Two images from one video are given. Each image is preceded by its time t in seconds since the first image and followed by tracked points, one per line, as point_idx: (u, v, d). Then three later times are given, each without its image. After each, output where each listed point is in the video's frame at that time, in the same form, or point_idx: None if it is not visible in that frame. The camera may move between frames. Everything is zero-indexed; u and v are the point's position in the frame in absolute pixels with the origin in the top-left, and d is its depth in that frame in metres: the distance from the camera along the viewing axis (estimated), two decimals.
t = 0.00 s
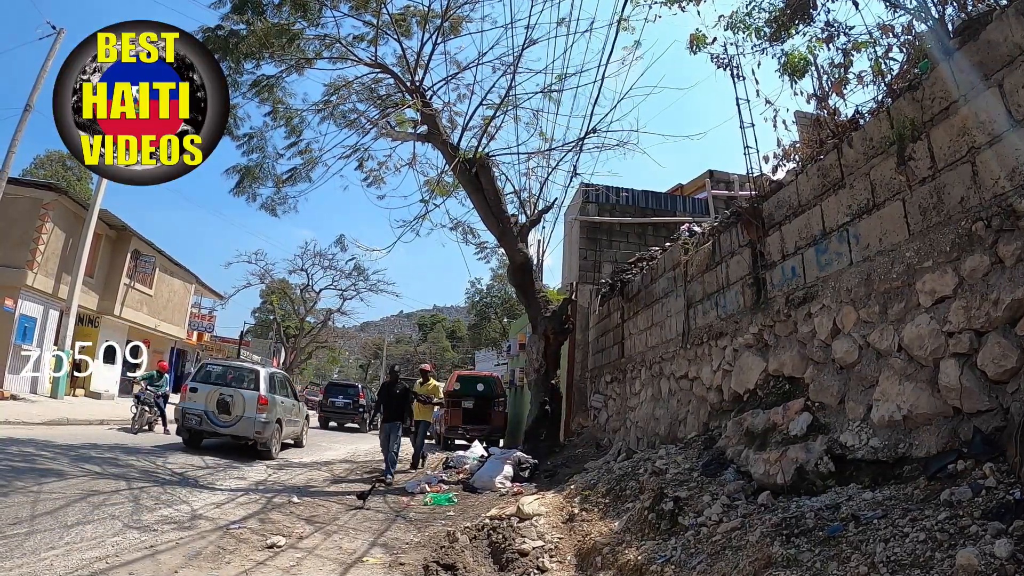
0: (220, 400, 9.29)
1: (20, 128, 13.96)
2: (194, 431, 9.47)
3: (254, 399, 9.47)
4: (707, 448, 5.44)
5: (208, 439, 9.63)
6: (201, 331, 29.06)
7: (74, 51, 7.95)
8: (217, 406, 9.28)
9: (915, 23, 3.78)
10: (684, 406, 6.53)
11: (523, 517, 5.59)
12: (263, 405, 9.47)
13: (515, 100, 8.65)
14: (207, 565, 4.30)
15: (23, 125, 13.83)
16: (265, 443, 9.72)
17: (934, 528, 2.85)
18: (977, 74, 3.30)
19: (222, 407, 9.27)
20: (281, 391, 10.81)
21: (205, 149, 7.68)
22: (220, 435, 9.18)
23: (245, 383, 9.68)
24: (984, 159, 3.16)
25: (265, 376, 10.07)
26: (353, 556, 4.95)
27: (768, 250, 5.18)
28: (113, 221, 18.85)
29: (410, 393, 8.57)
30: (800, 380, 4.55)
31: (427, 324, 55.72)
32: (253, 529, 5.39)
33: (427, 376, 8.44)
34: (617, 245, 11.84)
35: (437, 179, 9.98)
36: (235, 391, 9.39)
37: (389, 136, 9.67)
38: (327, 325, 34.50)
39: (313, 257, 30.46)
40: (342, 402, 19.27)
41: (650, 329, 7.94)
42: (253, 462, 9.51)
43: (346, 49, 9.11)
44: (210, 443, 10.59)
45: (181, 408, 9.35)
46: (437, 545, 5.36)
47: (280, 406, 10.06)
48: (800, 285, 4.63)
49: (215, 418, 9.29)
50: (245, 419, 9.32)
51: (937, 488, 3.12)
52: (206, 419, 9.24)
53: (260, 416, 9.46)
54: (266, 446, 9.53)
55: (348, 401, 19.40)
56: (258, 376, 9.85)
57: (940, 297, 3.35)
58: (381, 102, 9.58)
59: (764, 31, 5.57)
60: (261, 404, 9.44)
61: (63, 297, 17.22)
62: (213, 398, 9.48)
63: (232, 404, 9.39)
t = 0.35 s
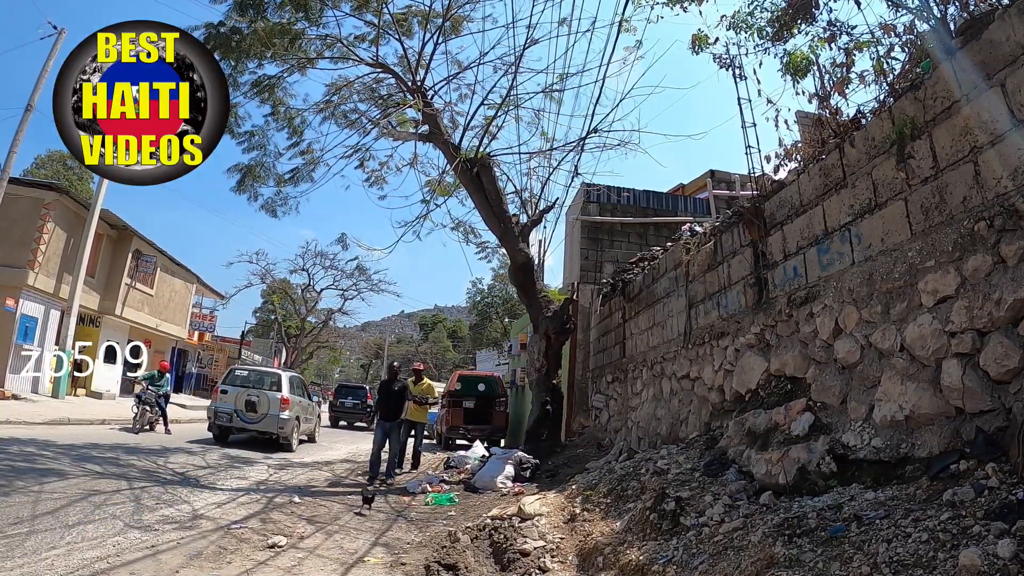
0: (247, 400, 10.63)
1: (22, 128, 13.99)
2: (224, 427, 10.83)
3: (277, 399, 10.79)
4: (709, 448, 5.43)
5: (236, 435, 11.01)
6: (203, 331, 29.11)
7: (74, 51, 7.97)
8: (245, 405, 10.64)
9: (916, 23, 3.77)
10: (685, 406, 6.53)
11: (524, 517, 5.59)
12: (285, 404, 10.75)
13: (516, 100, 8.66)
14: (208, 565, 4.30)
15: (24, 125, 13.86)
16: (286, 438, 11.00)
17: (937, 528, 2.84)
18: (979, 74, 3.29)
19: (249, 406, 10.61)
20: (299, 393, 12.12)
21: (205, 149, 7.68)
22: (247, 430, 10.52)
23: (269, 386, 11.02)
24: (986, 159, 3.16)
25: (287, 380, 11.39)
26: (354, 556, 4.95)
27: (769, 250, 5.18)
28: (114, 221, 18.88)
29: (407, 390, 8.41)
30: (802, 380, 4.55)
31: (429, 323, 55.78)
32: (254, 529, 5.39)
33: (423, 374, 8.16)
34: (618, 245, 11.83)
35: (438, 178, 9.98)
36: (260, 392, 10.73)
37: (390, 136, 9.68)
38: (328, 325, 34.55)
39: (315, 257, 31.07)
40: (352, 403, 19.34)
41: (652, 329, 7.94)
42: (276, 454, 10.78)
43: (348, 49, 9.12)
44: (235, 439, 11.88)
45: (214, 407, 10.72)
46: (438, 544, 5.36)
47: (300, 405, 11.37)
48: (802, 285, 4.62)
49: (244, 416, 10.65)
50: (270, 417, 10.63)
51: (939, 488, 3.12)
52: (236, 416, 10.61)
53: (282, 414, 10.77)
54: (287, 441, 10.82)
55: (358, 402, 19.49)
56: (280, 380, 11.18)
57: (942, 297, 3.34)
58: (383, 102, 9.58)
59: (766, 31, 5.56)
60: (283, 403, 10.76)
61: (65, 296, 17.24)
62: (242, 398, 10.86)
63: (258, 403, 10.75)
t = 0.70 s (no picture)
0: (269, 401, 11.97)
1: (23, 128, 14.00)
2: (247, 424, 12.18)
3: (296, 400, 12.11)
4: (711, 448, 5.43)
5: (258, 431, 12.33)
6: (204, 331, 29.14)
7: (74, 51, 7.98)
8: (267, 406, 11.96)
9: (918, 22, 3.76)
10: (687, 406, 6.52)
11: (525, 518, 5.59)
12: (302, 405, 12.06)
13: (517, 100, 8.66)
14: (209, 566, 4.29)
15: (25, 125, 13.87)
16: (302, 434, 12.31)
17: (939, 528, 2.83)
18: (981, 73, 3.28)
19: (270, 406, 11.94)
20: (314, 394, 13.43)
21: (205, 149, 7.67)
22: (269, 427, 11.85)
23: (287, 388, 12.36)
24: (988, 159, 3.15)
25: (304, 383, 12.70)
26: (355, 556, 4.95)
27: (771, 250, 5.17)
28: (115, 221, 18.89)
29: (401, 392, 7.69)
30: (804, 380, 4.54)
31: (430, 323, 55.79)
32: (255, 529, 5.38)
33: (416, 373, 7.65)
34: (619, 245, 11.84)
35: (440, 178, 9.98)
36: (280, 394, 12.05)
37: (392, 136, 9.69)
38: (330, 325, 34.59)
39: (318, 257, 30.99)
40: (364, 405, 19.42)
41: (653, 328, 7.93)
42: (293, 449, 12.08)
43: (349, 49, 9.13)
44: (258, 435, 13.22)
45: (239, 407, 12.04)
46: (439, 545, 5.36)
47: (316, 405, 12.70)
48: (804, 285, 4.61)
49: (266, 415, 12.00)
50: (289, 416, 11.97)
51: (942, 488, 3.11)
52: (259, 415, 11.95)
53: (300, 413, 12.11)
54: (304, 436, 12.17)
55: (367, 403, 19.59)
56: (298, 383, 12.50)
57: (944, 297, 3.33)
58: (384, 102, 9.59)
59: (767, 30, 5.56)
60: (300, 404, 12.07)
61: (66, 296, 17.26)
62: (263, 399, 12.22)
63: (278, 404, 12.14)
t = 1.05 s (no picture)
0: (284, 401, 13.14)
1: (23, 128, 14.01)
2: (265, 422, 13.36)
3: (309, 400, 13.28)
4: (711, 449, 5.42)
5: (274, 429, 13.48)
6: (205, 331, 29.17)
7: (74, 51, 7.98)
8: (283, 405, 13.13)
9: (919, 21, 3.75)
10: (688, 406, 6.51)
11: (526, 518, 5.58)
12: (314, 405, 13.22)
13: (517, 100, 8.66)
14: (210, 566, 4.29)
15: (26, 125, 13.88)
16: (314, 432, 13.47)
17: (941, 528, 2.82)
18: (982, 73, 3.28)
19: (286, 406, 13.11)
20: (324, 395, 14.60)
21: (205, 149, 7.68)
22: (285, 425, 13.01)
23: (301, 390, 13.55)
24: (989, 158, 3.14)
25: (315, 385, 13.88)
26: (355, 556, 4.95)
27: (772, 250, 5.17)
28: (116, 221, 18.91)
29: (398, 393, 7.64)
30: (805, 380, 4.54)
31: (431, 323, 55.80)
32: (255, 529, 5.38)
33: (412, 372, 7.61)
34: (620, 245, 11.84)
35: (441, 178, 9.98)
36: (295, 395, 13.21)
37: (392, 136, 9.69)
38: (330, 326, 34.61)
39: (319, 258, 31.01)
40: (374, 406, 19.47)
41: (654, 328, 7.93)
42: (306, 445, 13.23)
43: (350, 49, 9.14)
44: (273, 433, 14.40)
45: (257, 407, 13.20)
46: (440, 545, 5.36)
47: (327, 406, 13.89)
48: (805, 285, 4.61)
49: (282, 413, 13.14)
50: (303, 415, 13.13)
51: (944, 488, 3.10)
52: (276, 414, 13.12)
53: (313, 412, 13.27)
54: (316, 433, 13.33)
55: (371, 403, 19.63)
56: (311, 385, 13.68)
57: (946, 297, 3.32)
58: (384, 102, 9.59)
59: (768, 28, 5.55)
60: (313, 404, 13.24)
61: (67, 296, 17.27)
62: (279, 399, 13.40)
63: (293, 404, 13.31)
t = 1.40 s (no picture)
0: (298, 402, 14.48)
1: (24, 128, 14.01)
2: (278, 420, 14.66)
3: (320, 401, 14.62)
4: (711, 449, 5.43)
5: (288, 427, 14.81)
6: (206, 331, 29.21)
7: (74, 51, 7.99)
8: (297, 405, 14.48)
9: (919, 21, 3.75)
10: (688, 406, 6.52)
11: (526, 517, 5.59)
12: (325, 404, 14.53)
13: (517, 100, 8.67)
14: (210, 565, 4.29)
15: (27, 125, 13.89)
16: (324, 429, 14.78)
17: (940, 529, 2.82)
18: (981, 73, 3.28)
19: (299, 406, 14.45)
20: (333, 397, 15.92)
21: (205, 149, 7.68)
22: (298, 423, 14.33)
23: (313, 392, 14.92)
24: (988, 159, 3.15)
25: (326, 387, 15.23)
26: (356, 557, 4.95)
27: (772, 250, 5.17)
28: (117, 221, 18.92)
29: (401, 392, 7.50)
30: (805, 380, 4.54)
31: (431, 324, 55.83)
32: (256, 529, 5.39)
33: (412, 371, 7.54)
34: (620, 245, 11.85)
35: (441, 178, 9.98)
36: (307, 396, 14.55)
37: (393, 136, 9.69)
38: (331, 326, 34.63)
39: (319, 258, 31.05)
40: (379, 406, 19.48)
41: (654, 328, 7.94)
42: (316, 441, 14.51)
43: (350, 49, 9.15)
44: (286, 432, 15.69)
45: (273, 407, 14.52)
46: (440, 545, 5.37)
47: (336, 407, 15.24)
48: (805, 285, 4.61)
49: (296, 413, 14.48)
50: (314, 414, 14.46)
51: (943, 488, 3.10)
52: (290, 413, 14.44)
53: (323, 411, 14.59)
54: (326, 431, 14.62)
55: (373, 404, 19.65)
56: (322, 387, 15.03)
57: (946, 296, 3.32)
58: (385, 102, 9.60)
59: (767, 28, 5.56)
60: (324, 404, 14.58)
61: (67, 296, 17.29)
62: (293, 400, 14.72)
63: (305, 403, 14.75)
